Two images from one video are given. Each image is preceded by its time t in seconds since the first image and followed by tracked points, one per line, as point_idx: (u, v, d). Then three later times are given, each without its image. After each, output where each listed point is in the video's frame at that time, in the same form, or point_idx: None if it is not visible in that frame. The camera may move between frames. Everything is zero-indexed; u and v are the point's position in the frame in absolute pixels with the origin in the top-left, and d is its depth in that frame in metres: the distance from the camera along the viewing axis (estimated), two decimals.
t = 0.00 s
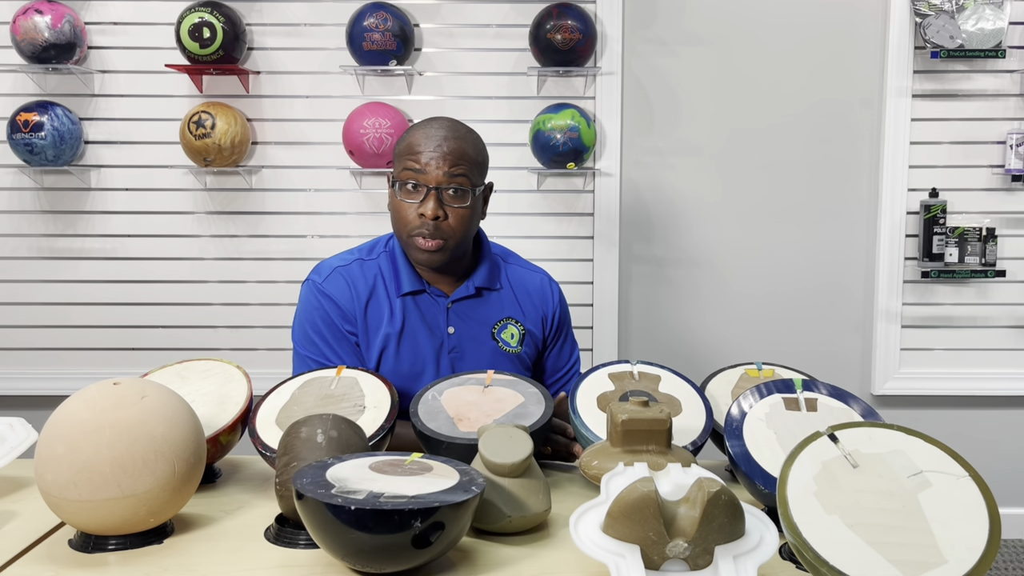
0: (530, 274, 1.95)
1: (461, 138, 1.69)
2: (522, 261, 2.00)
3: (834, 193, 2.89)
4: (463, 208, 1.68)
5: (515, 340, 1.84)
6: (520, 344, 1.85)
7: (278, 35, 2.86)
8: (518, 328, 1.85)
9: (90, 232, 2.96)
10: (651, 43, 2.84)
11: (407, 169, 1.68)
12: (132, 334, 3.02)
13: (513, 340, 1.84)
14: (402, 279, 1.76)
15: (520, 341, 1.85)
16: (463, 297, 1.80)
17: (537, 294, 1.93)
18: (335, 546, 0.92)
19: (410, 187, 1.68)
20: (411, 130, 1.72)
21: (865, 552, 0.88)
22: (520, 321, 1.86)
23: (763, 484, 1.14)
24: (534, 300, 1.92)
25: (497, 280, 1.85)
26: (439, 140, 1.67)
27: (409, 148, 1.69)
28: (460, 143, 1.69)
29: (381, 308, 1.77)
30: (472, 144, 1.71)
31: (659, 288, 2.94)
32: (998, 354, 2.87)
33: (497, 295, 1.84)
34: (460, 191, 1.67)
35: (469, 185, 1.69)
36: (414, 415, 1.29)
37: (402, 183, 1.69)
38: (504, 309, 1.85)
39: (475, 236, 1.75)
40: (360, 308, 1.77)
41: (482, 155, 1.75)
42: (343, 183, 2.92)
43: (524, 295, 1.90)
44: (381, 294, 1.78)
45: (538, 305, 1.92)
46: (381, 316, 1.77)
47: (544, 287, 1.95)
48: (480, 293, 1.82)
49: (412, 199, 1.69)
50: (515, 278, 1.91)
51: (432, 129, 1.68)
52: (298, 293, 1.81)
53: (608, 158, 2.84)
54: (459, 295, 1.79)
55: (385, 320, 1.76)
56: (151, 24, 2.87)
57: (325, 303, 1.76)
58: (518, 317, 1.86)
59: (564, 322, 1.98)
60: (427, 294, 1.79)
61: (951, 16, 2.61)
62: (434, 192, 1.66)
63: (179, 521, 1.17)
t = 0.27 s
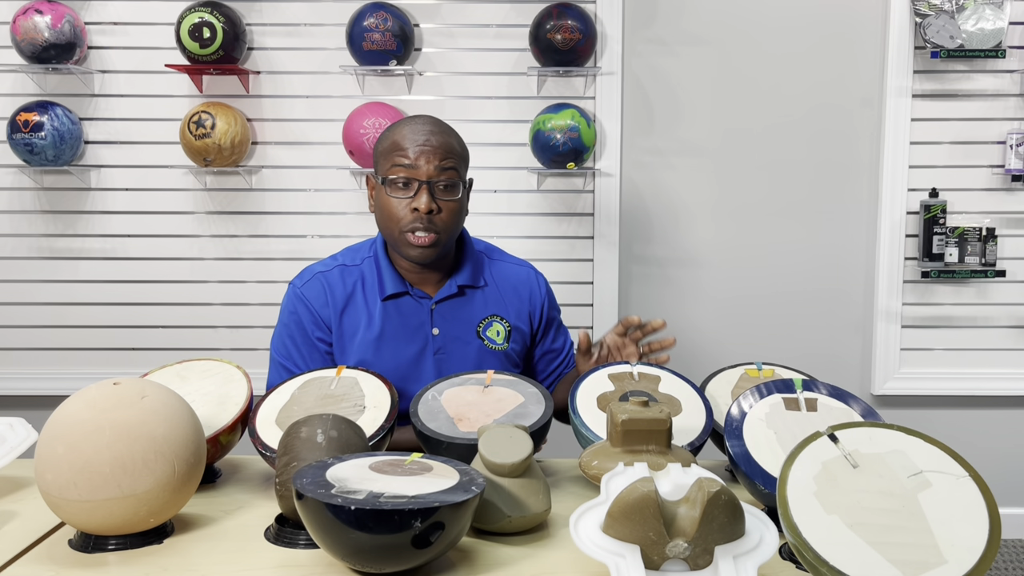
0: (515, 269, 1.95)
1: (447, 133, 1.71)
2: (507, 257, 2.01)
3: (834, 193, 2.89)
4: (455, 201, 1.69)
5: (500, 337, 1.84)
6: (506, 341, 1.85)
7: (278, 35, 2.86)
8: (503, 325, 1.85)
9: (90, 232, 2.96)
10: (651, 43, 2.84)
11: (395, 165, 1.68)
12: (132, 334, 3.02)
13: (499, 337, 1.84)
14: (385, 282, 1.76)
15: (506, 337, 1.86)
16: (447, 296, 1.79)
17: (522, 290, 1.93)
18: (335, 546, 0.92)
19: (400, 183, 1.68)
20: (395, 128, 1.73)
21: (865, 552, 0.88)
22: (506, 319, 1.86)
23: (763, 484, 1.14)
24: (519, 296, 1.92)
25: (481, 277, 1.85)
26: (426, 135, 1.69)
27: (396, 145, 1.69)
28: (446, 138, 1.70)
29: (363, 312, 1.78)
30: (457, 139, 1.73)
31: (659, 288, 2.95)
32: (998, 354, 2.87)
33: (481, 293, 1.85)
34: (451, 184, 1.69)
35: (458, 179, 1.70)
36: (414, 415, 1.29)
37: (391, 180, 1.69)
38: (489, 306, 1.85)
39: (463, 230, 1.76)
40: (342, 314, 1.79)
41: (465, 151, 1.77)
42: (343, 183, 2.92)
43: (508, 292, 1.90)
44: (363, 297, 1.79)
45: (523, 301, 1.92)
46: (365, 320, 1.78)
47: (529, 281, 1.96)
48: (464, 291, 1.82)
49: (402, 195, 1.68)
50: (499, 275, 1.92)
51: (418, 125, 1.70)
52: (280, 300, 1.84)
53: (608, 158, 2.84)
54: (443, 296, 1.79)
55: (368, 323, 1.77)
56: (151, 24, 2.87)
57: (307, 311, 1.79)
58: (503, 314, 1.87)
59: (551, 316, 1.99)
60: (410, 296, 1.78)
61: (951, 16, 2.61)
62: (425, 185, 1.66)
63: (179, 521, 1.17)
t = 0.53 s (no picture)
0: (495, 255, 1.95)
1: (432, 122, 1.77)
2: (487, 244, 2.00)
3: (834, 193, 2.89)
4: (441, 183, 1.72)
5: (482, 324, 1.84)
6: (489, 327, 1.85)
7: (278, 35, 2.86)
8: (485, 312, 1.85)
9: (90, 232, 2.96)
10: (651, 43, 2.84)
11: (383, 146, 1.72)
12: (132, 334, 3.02)
13: (481, 324, 1.84)
14: (364, 281, 1.77)
15: (489, 323, 1.85)
16: (428, 287, 1.79)
17: (504, 275, 1.93)
18: (335, 546, 0.92)
19: (387, 164, 1.70)
20: (382, 117, 1.78)
21: (865, 552, 0.88)
22: (487, 305, 1.86)
23: (763, 484, 1.13)
24: (500, 282, 1.91)
25: (460, 266, 1.85)
26: (411, 121, 1.74)
27: (381, 129, 1.74)
28: (432, 126, 1.76)
29: (345, 311, 1.79)
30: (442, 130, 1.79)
31: (659, 288, 2.95)
32: (998, 354, 2.87)
33: (461, 282, 1.85)
34: (437, 166, 1.72)
35: (443, 163, 1.74)
36: (414, 415, 1.29)
37: (378, 161, 1.71)
38: (469, 295, 1.85)
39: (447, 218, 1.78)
40: (326, 315, 1.79)
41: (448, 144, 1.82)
42: (343, 183, 2.92)
43: (490, 278, 1.90)
44: (344, 296, 1.80)
45: (505, 287, 1.92)
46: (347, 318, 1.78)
47: (510, 265, 1.94)
48: (443, 281, 1.82)
49: (389, 175, 1.70)
50: (479, 264, 1.91)
51: (405, 113, 1.76)
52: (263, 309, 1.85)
53: (608, 158, 2.84)
54: (422, 288, 1.79)
55: (350, 321, 1.78)
56: (151, 24, 2.87)
57: (291, 314, 1.80)
58: (484, 301, 1.87)
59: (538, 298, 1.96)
60: (390, 292, 1.78)
61: (951, 16, 2.62)
62: (412, 165, 1.69)
63: (179, 522, 1.17)
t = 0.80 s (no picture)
0: (484, 250, 1.94)
1: (425, 130, 1.71)
2: (478, 239, 1.99)
3: (834, 193, 2.89)
4: (429, 199, 1.69)
5: (472, 320, 1.83)
6: (480, 322, 1.84)
7: (278, 35, 2.86)
8: (475, 308, 1.85)
9: (90, 232, 2.96)
10: (651, 43, 2.84)
11: (372, 159, 1.68)
12: (132, 334, 3.02)
13: (471, 320, 1.83)
14: (354, 282, 1.77)
15: (479, 319, 1.85)
16: (417, 286, 1.78)
17: (494, 269, 1.91)
18: (335, 546, 0.92)
19: (375, 178, 1.68)
20: (373, 121, 1.72)
21: (865, 552, 0.88)
22: (478, 301, 1.85)
23: (763, 484, 1.13)
24: (490, 277, 1.90)
25: (450, 264, 1.84)
26: (403, 131, 1.68)
27: (372, 138, 1.69)
28: (424, 135, 1.70)
29: (335, 311, 1.79)
30: (435, 137, 1.73)
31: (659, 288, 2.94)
32: (998, 354, 2.87)
33: (451, 280, 1.84)
34: (426, 182, 1.69)
35: (433, 177, 1.71)
36: (415, 415, 1.29)
37: (366, 173, 1.69)
38: (458, 292, 1.84)
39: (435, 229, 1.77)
40: (317, 315, 1.80)
41: (441, 148, 1.77)
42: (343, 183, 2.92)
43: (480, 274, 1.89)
44: (334, 296, 1.80)
45: (496, 282, 1.90)
46: (337, 318, 1.78)
47: (501, 259, 1.93)
48: (433, 280, 1.81)
49: (377, 189, 1.68)
50: (469, 260, 1.90)
51: (396, 120, 1.70)
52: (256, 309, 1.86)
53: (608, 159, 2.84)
54: (411, 288, 1.78)
55: (340, 322, 1.78)
56: (151, 24, 2.87)
57: (282, 316, 1.81)
58: (475, 298, 1.86)
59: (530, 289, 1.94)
60: (379, 293, 1.78)
61: (951, 16, 2.62)
62: (400, 182, 1.67)
63: (179, 522, 1.17)
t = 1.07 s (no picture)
0: (479, 251, 1.94)
1: (411, 134, 1.70)
2: (471, 240, 1.99)
3: (833, 193, 2.89)
4: (418, 205, 1.69)
5: (469, 323, 1.84)
6: (475, 325, 1.84)
7: (278, 35, 2.86)
8: (471, 310, 1.85)
9: (90, 232, 2.96)
10: (651, 43, 2.84)
11: (359, 166, 1.67)
12: (132, 334, 3.02)
13: (467, 323, 1.83)
14: (347, 289, 1.76)
15: (475, 321, 1.85)
16: (412, 291, 1.78)
17: (488, 271, 1.91)
18: (335, 546, 0.92)
19: (363, 185, 1.67)
20: (359, 126, 1.71)
21: (865, 552, 0.88)
22: (473, 303, 1.86)
23: (763, 484, 1.13)
24: (485, 278, 1.90)
25: (444, 267, 1.84)
26: (389, 136, 1.67)
27: (358, 144, 1.68)
28: (410, 139, 1.69)
29: (330, 317, 1.78)
30: (422, 140, 1.72)
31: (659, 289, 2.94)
32: (998, 354, 2.87)
33: (445, 283, 1.84)
34: (414, 187, 1.69)
35: (421, 182, 1.70)
36: (414, 415, 1.29)
37: (354, 180, 1.68)
38: (453, 295, 1.84)
39: (425, 233, 1.77)
40: (312, 321, 1.79)
41: (429, 150, 1.76)
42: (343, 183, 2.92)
43: (475, 276, 1.89)
44: (328, 302, 1.80)
45: (491, 284, 1.90)
46: (332, 324, 1.78)
47: (495, 260, 1.93)
48: (428, 284, 1.81)
49: (365, 197, 1.68)
50: (463, 262, 1.90)
51: (382, 126, 1.68)
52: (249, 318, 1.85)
53: (608, 159, 2.83)
54: (405, 292, 1.77)
55: (335, 328, 1.77)
56: (151, 24, 2.87)
57: (276, 324, 1.80)
58: (470, 299, 1.86)
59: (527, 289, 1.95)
60: (373, 299, 1.77)
61: (951, 16, 2.61)
62: (388, 189, 1.66)
63: (179, 522, 1.17)
